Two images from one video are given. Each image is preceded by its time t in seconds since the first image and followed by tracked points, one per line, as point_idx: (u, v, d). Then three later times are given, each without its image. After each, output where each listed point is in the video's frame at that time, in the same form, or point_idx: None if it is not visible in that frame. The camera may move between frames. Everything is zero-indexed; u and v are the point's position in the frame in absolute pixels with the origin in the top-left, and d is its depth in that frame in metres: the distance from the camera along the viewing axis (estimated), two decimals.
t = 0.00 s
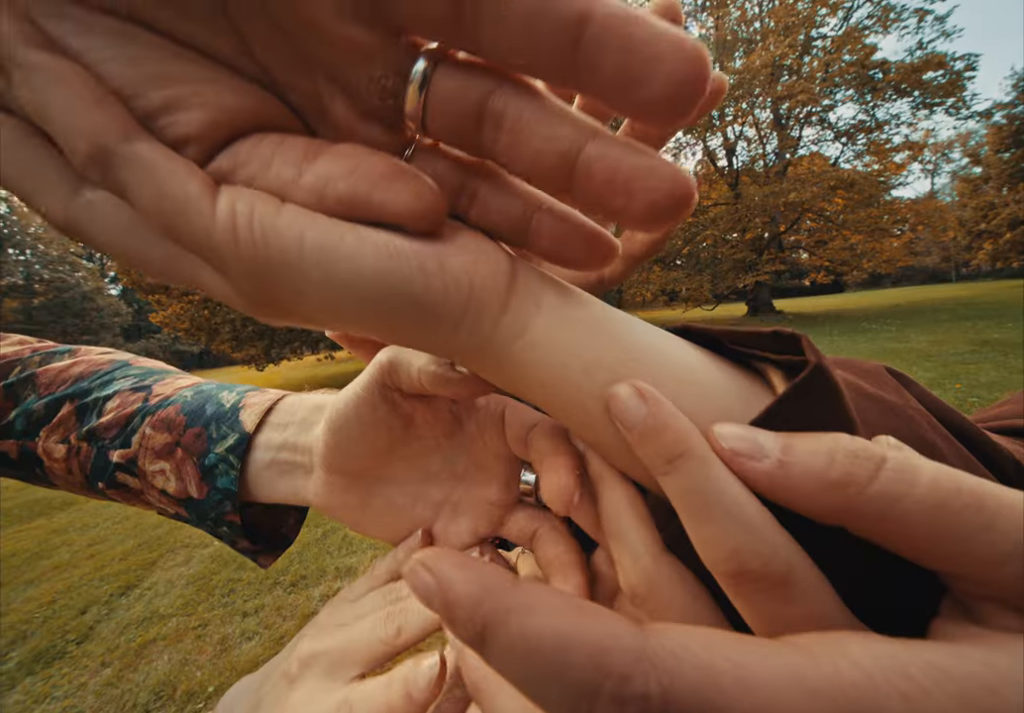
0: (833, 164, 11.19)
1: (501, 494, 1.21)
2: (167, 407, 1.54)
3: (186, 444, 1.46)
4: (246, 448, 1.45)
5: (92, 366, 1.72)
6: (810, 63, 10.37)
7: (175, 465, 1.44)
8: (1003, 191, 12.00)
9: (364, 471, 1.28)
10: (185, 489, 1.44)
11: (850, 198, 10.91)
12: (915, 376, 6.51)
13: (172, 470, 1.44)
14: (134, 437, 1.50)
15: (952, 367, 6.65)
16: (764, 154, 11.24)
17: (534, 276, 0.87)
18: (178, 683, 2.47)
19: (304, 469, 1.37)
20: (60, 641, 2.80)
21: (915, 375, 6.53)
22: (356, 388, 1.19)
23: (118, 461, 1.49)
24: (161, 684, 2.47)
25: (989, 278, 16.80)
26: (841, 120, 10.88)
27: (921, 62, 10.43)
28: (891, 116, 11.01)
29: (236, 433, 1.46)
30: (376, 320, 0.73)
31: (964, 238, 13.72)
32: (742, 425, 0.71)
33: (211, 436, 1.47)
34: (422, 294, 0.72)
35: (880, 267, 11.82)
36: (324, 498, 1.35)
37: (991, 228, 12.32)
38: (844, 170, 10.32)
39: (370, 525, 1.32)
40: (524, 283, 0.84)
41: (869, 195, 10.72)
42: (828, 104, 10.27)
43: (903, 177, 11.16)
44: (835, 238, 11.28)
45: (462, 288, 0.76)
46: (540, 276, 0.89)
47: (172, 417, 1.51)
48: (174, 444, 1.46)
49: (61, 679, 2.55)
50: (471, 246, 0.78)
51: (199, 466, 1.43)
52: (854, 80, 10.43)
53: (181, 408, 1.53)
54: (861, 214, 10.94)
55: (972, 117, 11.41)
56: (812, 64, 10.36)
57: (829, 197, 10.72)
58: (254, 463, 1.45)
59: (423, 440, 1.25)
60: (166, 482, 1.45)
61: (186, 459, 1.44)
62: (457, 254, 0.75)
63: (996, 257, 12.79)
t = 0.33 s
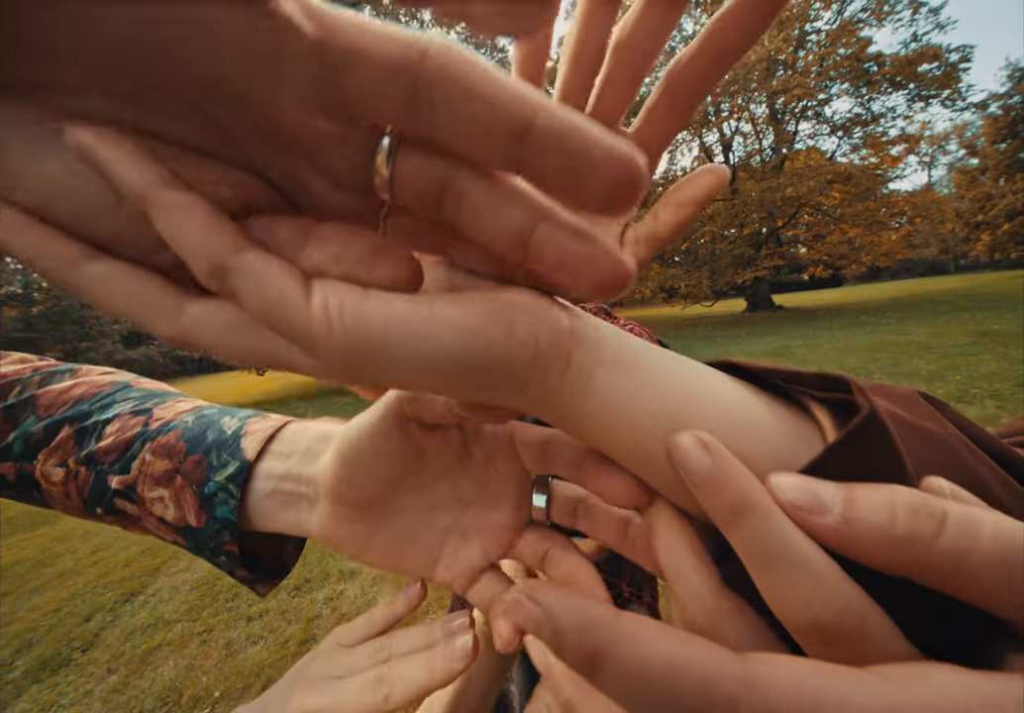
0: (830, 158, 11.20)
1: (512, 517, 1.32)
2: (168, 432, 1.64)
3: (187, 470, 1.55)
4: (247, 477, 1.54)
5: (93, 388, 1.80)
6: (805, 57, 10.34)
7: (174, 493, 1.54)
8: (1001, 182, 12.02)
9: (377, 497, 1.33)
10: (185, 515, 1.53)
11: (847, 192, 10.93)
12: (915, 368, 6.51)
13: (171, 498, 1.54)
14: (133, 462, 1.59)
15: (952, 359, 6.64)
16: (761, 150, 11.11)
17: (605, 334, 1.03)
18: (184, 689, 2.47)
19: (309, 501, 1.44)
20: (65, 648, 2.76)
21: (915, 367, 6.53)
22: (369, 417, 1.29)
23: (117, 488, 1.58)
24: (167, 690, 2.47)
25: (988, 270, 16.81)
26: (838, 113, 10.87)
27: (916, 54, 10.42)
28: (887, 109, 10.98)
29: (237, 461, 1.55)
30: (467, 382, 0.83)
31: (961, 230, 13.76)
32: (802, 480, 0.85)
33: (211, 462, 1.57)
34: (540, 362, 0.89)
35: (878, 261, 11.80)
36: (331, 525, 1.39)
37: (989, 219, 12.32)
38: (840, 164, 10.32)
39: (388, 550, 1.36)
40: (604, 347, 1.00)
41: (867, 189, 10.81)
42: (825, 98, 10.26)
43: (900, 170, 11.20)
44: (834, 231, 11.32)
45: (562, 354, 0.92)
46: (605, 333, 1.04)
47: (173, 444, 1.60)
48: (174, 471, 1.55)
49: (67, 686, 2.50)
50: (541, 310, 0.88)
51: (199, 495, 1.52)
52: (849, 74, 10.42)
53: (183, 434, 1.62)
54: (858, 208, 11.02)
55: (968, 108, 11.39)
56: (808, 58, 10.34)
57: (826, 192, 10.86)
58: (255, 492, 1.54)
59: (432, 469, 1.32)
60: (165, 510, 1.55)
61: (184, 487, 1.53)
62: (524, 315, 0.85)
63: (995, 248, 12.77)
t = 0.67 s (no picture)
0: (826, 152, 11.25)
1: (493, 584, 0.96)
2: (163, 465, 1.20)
3: (178, 513, 1.14)
4: (241, 522, 1.14)
5: (93, 418, 1.33)
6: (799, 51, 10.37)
7: (164, 536, 1.13)
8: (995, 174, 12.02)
9: (371, 554, 0.96)
10: (173, 558, 1.13)
11: (843, 186, 10.92)
12: (914, 361, 6.50)
13: (161, 541, 1.13)
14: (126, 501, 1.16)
15: (950, 351, 6.66)
16: (756, 145, 11.05)
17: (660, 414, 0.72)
18: (191, 693, 2.49)
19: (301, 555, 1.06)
20: (72, 656, 2.83)
21: (915, 360, 6.53)
22: (369, 466, 0.93)
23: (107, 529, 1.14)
24: (174, 695, 2.50)
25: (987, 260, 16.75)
26: (833, 107, 10.90)
27: (909, 47, 10.40)
28: (881, 103, 11.02)
29: (231, 504, 1.15)
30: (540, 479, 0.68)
31: (958, 221, 13.75)
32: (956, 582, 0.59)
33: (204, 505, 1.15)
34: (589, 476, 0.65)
35: (876, 253, 11.85)
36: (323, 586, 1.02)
37: (985, 210, 12.34)
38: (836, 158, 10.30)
39: (381, 619, 1.00)
40: (667, 433, 0.70)
41: (863, 183, 10.83)
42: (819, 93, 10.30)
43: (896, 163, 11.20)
44: (831, 225, 11.28)
45: (622, 456, 0.66)
46: (651, 403, 0.73)
47: (166, 483, 1.17)
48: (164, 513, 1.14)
49: (74, 694, 2.57)
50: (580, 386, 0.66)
51: (189, 539, 1.12)
52: (842, 67, 10.48)
53: (178, 472, 1.19)
54: (855, 201, 10.98)
55: (962, 99, 11.40)
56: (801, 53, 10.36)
57: (822, 186, 10.85)
58: (248, 537, 1.14)
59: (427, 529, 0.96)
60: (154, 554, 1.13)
61: (175, 531, 1.12)
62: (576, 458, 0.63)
63: (991, 239, 12.80)
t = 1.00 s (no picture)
0: (821, 146, 11.31)
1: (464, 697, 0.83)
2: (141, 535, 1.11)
3: (153, 592, 1.04)
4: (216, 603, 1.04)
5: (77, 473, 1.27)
6: (792, 46, 10.42)
7: (137, 616, 1.03)
8: (991, 164, 11.95)
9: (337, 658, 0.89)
10: (146, 639, 1.03)
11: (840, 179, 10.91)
12: (914, 353, 6.50)
13: (133, 620, 1.03)
14: (102, 574, 1.07)
15: (950, 342, 6.65)
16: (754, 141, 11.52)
17: (745, 494, 0.76)
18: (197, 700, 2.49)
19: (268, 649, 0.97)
20: (81, 662, 2.87)
21: (914, 352, 6.53)
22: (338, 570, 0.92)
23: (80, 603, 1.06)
24: (181, 701, 2.50)
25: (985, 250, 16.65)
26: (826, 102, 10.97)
27: (903, 39, 10.38)
28: (875, 96, 11.03)
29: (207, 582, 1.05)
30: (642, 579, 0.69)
31: (956, 212, 13.72)
32: (978, 673, 0.64)
33: (179, 583, 1.06)
34: (681, 564, 0.68)
35: (872, 245, 11.87)
36: (288, 689, 0.93)
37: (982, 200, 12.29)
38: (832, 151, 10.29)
39: None
40: (756, 517, 0.74)
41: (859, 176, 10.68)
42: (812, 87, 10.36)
43: (891, 155, 11.20)
44: (827, 219, 11.33)
45: (719, 545, 0.70)
46: (729, 478, 0.78)
47: (144, 557, 1.07)
48: (140, 590, 1.04)
49: (81, 701, 2.60)
50: (663, 477, 0.70)
51: (161, 621, 1.02)
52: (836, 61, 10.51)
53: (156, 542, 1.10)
54: (851, 195, 10.91)
55: (957, 90, 11.36)
56: (794, 48, 10.41)
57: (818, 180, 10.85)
58: (222, 623, 1.04)
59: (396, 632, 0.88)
60: (128, 632, 1.05)
61: (148, 610, 1.03)
62: (520, 562, 0.62)
63: (988, 229, 12.75)
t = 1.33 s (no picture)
0: (816, 140, 11.37)
1: None
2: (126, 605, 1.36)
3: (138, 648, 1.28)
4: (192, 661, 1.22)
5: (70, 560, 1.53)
6: (785, 41, 10.48)
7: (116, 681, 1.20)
8: (987, 154, 11.95)
9: None
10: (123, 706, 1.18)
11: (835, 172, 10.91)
12: (912, 345, 6.52)
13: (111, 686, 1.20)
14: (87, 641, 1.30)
15: (948, 333, 6.69)
16: (747, 135, 11.55)
17: (892, 570, 0.76)
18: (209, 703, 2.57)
19: None
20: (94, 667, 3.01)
21: (912, 344, 6.55)
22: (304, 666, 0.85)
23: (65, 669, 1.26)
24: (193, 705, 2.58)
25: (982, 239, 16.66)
26: (820, 95, 11.02)
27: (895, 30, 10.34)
28: (869, 88, 11.03)
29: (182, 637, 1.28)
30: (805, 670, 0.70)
31: (952, 202, 13.76)
32: None
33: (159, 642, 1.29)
34: (845, 650, 0.70)
35: (869, 237, 11.89)
36: None
37: (978, 190, 12.31)
38: (826, 145, 10.32)
39: None
40: (904, 594, 0.74)
41: (854, 168, 10.60)
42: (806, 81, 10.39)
43: (886, 147, 11.21)
44: (823, 212, 11.36)
45: (879, 626, 0.71)
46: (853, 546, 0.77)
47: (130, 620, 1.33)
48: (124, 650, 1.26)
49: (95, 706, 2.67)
50: (800, 566, 0.70)
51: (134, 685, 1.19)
52: (829, 54, 10.50)
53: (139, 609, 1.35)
54: (847, 188, 10.92)
55: (951, 81, 11.35)
56: (787, 42, 10.47)
57: (813, 173, 10.89)
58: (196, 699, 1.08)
59: None
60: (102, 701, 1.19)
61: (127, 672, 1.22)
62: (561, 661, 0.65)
63: (985, 219, 12.77)
